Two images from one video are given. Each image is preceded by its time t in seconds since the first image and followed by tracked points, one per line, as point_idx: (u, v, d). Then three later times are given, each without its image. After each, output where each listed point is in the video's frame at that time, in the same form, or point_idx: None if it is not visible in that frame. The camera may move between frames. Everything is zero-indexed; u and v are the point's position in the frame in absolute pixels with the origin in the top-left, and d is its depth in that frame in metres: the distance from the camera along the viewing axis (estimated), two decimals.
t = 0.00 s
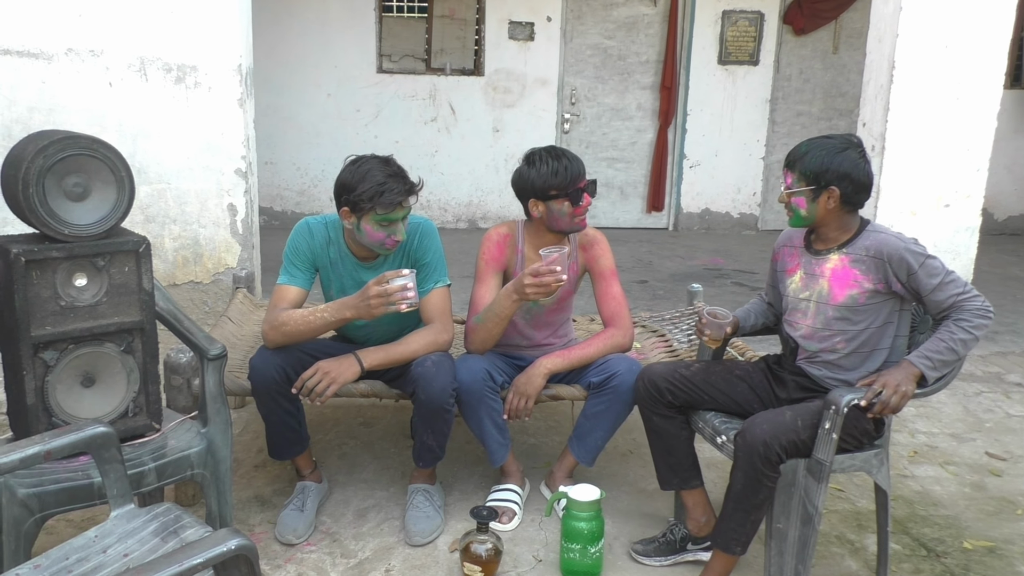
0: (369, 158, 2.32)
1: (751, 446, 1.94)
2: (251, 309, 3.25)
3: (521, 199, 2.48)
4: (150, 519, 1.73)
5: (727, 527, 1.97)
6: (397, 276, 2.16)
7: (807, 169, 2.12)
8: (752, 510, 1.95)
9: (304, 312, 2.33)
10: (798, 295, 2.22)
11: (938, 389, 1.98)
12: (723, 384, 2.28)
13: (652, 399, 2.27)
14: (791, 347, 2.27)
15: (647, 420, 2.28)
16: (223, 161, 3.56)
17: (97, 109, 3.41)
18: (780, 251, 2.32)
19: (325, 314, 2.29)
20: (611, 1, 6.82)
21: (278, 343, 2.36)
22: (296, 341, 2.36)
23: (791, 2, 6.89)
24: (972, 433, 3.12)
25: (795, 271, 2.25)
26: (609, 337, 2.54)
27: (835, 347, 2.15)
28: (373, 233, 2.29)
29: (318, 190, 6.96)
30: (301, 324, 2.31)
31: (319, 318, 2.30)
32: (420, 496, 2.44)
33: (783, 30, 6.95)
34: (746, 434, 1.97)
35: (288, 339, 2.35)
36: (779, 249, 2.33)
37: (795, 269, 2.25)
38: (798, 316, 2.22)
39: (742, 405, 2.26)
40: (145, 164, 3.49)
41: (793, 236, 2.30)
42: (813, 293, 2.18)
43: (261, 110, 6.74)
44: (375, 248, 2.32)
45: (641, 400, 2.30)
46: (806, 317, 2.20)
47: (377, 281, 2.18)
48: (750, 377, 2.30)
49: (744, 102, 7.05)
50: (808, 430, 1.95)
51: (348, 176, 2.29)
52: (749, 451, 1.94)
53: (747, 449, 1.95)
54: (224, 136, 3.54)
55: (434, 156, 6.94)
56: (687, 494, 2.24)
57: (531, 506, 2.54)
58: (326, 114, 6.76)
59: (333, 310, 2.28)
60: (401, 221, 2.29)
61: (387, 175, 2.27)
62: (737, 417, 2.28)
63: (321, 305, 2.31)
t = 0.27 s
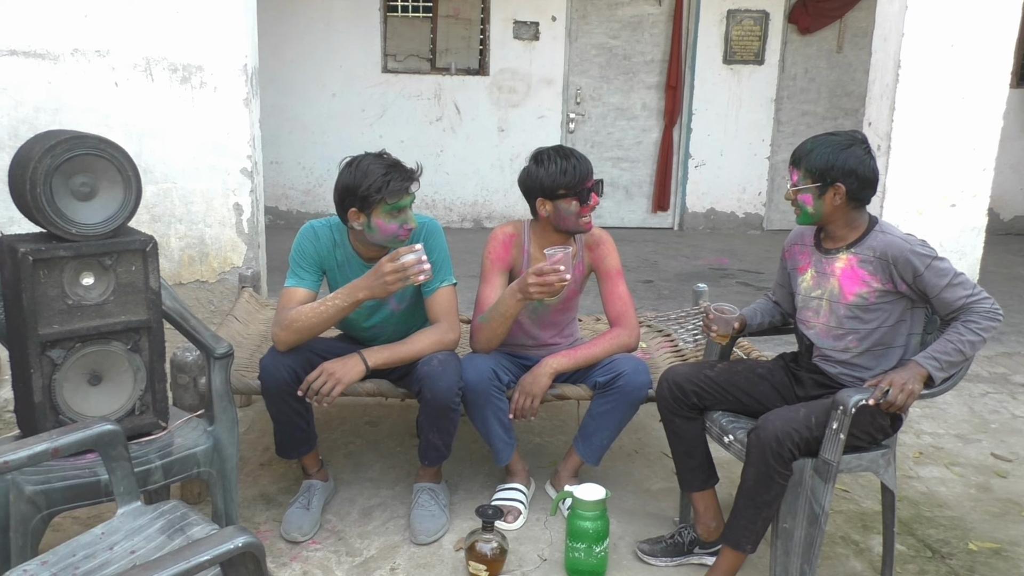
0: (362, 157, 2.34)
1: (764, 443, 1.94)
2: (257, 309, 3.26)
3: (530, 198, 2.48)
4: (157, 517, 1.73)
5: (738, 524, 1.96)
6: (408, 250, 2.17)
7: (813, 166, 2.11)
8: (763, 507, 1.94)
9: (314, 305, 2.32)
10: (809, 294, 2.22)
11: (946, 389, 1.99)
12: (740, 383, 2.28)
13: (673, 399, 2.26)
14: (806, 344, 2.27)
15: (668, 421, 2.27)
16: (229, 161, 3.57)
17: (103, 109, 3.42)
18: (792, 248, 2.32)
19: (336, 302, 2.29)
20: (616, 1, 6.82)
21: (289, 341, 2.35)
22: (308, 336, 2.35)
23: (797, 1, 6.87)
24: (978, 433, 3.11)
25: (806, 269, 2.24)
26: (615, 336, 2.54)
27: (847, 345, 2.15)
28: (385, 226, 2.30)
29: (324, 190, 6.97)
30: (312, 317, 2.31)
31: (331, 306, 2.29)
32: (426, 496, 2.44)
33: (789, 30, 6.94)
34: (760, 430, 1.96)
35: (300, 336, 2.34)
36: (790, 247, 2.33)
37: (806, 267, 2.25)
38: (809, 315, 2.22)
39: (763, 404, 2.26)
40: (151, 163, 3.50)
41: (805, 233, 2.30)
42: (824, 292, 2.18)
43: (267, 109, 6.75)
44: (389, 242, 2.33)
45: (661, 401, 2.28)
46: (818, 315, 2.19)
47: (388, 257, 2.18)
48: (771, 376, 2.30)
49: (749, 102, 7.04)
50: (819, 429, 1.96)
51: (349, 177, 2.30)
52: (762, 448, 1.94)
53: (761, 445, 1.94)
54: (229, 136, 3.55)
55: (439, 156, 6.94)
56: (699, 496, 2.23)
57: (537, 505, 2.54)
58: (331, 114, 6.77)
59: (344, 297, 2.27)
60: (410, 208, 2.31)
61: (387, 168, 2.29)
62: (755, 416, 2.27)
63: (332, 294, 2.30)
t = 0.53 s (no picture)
0: (356, 155, 2.35)
1: (768, 443, 1.95)
2: (263, 309, 3.27)
3: (535, 198, 2.48)
4: (166, 516, 1.75)
5: (741, 525, 1.97)
6: (414, 232, 2.21)
7: (844, 165, 2.11)
8: (766, 507, 1.95)
9: (324, 299, 2.33)
10: (821, 288, 2.24)
11: (947, 390, 1.99)
12: (741, 384, 2.28)
13: (672, 399, 2.27)
14: (812, 343, 2.27)
15: (667, 420, 2.28)
16: (235, 161, 3.59)
17: (111, 110, 3.44)
18: (809, 244, 2.33)
19: (346, 294, 2.29)
20: (621, 1, 6.82)
21: (302, 341, 2.36)
22: (320, 333, 2.36)
23: (803, 1, 6.86)
24: (984, 434, 3.10)
25: (820, 264, 2.26)
26: (620, 336, 2.54)
27: (854, 342, 2.15)
28: (380, 223, 2.30)
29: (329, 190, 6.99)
30: (324, 312, 2.31)
31: (342, 298, 2.29)
32: (432, 496, 2.45)
33: (795, 30, 6.93)
34: (763, 432, 1.98)
35: (314, 334, 2.35)
36: (807, 243, 2.34)
37: (821, 262, 2.27)
38: (819, 309, 2.23)
39: (763, 405, 2.26)
40: (158, 164, 3.51)
41: (823, 231, 2.31)
42: (836, 286, 2.19)
43: (273, 110, 6.77)
44: (386, 237, 2.33)
45: (661, 400, 2.29)
46: (828, 310, 2.21)
47: (395, 240, 2.21)
48: (773, 377, 2.30)
49: (755, 102, 7.03)
50: (824, 430, 1.95)
51: (343, 176, 2.31)
52: (766, 448, 1.95)
53: (765, 446, 1.95)
54: (236, 137, 3.57)
55: (445, 156, 6.95)
56: (702, 495, 2.24)
57: (542, 505, 2.55)
58: (337, 115, 6.79)
59: (353, 288, 2.28)
60: (404, 203, 2.31)
61: (378, 164, 2.30)
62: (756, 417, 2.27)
63: (341, 286, 2.30)
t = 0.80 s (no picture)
0: (356, 156, 2.35)
1: (771, 444, 1.96)
2: (266, 311, 3.28)
3: (537, 199, 2.49)
4: (169, 516, 1.75)
5: (744, 525, 1.98)
6: (416, 227, 2.22)
7: (859, 171, 2.12)
8: (770, 508, 1.96)
9: (327, 300, 2.33)
10: (829, 289, 2.25)
11: (949, 391, 1.99)
12: (744, 384, 2.29)
13: (674, 400, 2.28)
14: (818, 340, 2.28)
15: (668, 421, 2.29)
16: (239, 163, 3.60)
17: (114, 112, 3.45)
18: (818, 246, 2.34)
19: (348, 293, 2.29)
20: (623, 3, 6.83)
21: (307, 341, 2.37)
22: (324, 332, 2.36)
23: (805, 3, 6.87)
24: (987, 434, 3.10)
25: (829, 266, 2.27)
26: (622, 337, 2.55)
27: (861, 342, 2.16)
28: (378, 225, 2.31)
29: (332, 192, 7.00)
30: (327, 312, 2.31)
31: (344, 298, 2.30)
32: (435, 497, 2.45)
33: (796, 32, 6.93)
34: (766, 432, 1.98)
35: (318, 334, 2.36)
36: (816, 245, 2.35)
37: (829, 264, 2.28)
38: (826, 309, 2.24)
39: (766, 405, 2.27)
40: (162, 166, 3.53)
41: (832, 234, 2.32)
42: (844, 287, 2.20)
43: (276, 112, 6.78)
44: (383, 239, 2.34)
45: (662, 401, 2.31)
46: (835, 310, 2.22)
47: (396, 236, 2.23)
48: (775, 378, 2.31)
49: (757, 104, 7.03)
50: (827, 430, 1.96)
51: (342, 178, 2.32)
52: (769, 449, 1.96)
53: (768, 447, 1.96)
54: (240, 139, 3.58)
55: (447, 158, 6.96)
56: (705, 497, 2.24)
57: (545, 506, 2.55)
58: (340, 117, 6.80)
59: (355, 287, 2.28)
60: (402, 205, 2.31)
61: (376, 166, 2.31)
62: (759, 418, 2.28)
63: (343, 286, 2.31)
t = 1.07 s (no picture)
0: (355, 157, 2.36)
1: (773, 442, 1.95)
2: (270, 313, 3.29)
3: (538, 200, 2.49)
4: (173, 520, 1.76)
5: (741, 523, 1.97)
6: (415, 226, 2.23)
7: (873, 172, 2.11)
8: (768, 506, 1.95)
9: (328, 302, 2.34)
10: (835, 287, 2.25)
11: (949, 391, 1.97)
12: (747, 385, 2.28)
13: (675, 400, 2.28)
14: (820, 337, 2.29)
15: (670, 421, 2.28)
16: (242, 166, 3.61)
17: (118, 116, 3.46)
18: (825, 247, 2.35)
19: (349, 295, 2.29)
20: (626, 4, 6.83)
21: (308, 343, 2.37)
22: (325, 335, 2.36)
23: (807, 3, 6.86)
24: (992, 434, 3.09)
25: (836, 265, 2.28)
26: (625, 337, 2.55)
27: (866, 340, 2.16)
28: (378, 225, 2.31)
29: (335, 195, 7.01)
30: (327, 314, 2.32)
31: (345, 301, 2.30)
32: (438, 500, 2.45)
33: (799, 32, 6.92)
34: (769, 430, 1.98)
35: (319, 336, 2.36)
36: (824, 246, 2.36)
37: (836, 263, 2.28)
38: (831, 307, 2.25)
39: (768, 406, 2.26)
40: (166, 169, 3.54)
41: (841, 235, 2.33)
42: (850, 285, 2.21)
43: (279, 115, 6.79)
44: (383, 240, 2.34)
45: (663, 401, 2.30)
46: (841, 307, 2.22)
47: (396, 236, 2.23)
48: (777, 378, 2.31)
49: (760, 104, 7.03)
50: (829, 430, 1.95)
51: (342, 179, 2.32)
52: (770, 447, 1.95)
53: (769, 444, 1.95)
54: (243, 142, 3.59)
55: (450, 160, 6.96)
56: (708, 497, 2.24)
57: (548, 508, 2.55)
58: (343, 119, 6.81)
59: (356, 289, 2.28)
60: (402, 205, 2.32)
61: (376, 166, 2.31)
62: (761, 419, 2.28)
63: (344, 288, 2.30)
